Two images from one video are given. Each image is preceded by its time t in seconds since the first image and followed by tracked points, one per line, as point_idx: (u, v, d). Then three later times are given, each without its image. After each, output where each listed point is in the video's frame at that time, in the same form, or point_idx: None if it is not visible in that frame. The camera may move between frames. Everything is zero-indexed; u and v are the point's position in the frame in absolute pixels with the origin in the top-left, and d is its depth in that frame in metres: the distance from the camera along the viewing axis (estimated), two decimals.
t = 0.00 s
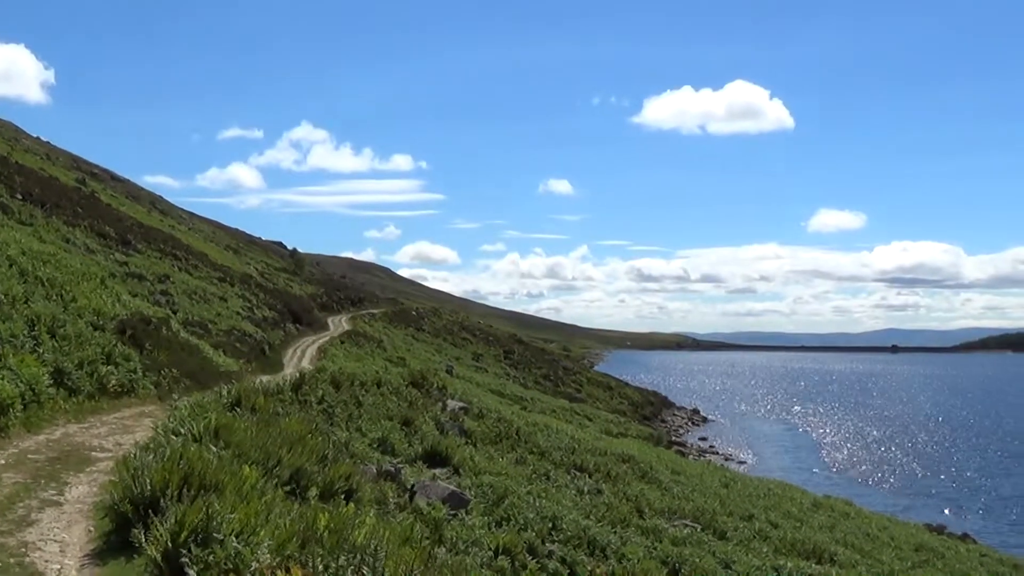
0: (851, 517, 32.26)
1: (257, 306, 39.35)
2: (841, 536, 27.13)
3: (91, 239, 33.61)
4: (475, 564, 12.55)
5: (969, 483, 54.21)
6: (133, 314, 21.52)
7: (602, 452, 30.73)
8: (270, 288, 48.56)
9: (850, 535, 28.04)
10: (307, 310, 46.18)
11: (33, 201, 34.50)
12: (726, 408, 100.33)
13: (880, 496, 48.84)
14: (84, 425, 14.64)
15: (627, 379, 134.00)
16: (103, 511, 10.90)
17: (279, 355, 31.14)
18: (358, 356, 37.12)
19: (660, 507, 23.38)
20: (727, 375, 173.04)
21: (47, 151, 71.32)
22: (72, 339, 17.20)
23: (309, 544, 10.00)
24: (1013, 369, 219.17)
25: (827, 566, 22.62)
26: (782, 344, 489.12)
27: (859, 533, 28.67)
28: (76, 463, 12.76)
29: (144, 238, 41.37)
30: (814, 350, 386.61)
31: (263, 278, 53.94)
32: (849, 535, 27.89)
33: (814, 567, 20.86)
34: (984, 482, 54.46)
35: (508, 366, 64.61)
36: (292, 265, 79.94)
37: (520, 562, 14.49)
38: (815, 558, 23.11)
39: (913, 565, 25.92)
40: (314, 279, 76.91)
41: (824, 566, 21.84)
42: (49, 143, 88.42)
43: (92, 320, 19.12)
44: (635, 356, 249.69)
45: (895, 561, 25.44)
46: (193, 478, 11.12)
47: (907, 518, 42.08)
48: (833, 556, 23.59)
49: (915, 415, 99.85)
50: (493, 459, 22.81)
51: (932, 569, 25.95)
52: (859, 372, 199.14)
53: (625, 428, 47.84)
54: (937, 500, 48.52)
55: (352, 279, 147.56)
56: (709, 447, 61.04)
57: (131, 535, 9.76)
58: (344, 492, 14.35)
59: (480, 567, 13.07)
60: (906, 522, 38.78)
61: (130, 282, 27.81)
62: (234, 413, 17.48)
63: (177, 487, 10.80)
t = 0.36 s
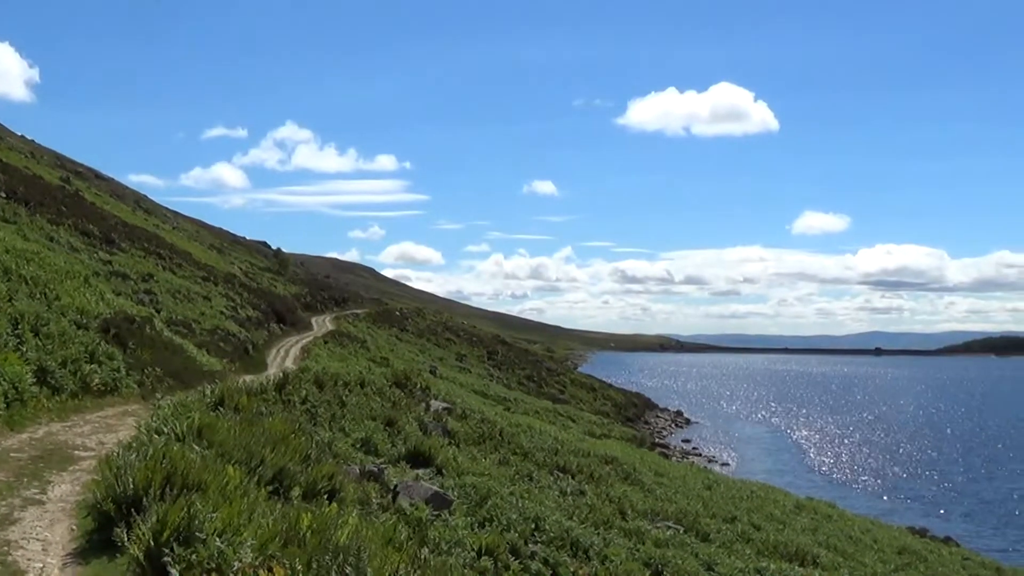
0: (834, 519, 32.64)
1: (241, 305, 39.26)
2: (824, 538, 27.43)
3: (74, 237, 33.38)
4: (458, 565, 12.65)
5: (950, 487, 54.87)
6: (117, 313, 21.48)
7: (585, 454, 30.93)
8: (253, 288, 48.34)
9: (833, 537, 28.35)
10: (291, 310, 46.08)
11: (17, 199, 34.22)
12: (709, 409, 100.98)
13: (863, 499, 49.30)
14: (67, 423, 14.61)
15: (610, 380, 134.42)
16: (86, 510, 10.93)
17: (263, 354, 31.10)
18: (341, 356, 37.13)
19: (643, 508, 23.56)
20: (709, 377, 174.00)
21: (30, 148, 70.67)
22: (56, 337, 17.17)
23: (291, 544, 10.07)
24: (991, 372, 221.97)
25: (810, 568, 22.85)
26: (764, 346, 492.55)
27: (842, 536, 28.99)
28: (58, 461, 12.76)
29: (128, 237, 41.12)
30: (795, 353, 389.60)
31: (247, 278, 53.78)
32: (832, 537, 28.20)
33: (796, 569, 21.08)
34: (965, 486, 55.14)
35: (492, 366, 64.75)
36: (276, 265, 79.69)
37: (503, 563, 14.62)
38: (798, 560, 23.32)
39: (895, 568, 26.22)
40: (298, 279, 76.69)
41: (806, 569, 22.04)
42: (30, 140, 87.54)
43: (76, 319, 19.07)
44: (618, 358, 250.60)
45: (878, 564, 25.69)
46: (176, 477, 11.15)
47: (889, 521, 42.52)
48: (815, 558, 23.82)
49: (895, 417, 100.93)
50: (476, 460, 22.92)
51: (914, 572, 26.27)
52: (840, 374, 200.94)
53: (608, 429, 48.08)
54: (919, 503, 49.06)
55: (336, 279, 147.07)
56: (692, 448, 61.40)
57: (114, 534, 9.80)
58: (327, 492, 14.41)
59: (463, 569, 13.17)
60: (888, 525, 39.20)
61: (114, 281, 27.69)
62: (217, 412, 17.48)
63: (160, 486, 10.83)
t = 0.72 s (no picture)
0: (822, 518, 32.89)
1: (229, 306, 39.16)
2: (812, 537, 27.66)
3: (61, 238, 33.20)
4: (446, 565, 12.72)
5: (937, 485, 55.35)
6: (104, 313, 21.42)
7: (573, 453, 31.06)
8: (241, 288, 48.20)
9: (821, 535, 28.59)
10: (279, 310, 46.01)
11: (4, 200, 34.04)
12: (697, 409, 101.43)
13: (851, 498, 49.65)
14: (55, 424, 14.59)
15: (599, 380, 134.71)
16: (74, 511, 10.95)
17: (250, 355, 31.04)
18: (329, 356, 37.12)
19: (632, 508, 23.71)
20: (697, 377, 174.69)
21: (14, 148, 70.14)
22: (43, 338, 17.14)
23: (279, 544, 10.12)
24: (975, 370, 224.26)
25: (798, 566, 23.03)
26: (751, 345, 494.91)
27: (830, 534, 29.24)
28: (46, 462, 12.75)
29: (115, 238, 40.92)
30: (782, 352, 391.67)
31: (235, 279, 53.63)
32: (820, 536, 28.43)
33: (784, 568, 21.25)
34: (951, 484, 55.64)
35: (480, 367, 64.82)
36: (263, 265, 79.49)
37: (492, 563, 14.72)
38: (786, 559, 23.50)
39: (883, 566, 26.46)
40: (285, 279, 76.51)
41: (793, 567, 22.22)
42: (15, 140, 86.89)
43: (63, 320, 19.01)
44: (607, 358, 251.15)
45: (866, 562, 25.89)
46: (164, 478, 11.17)
47: (877, 519, 42.85)
48: (804, 556, 23.99)
49: (882, 415, 101.73)
50: (464, 460, 23.00)
51: (902, 570, 26.52)
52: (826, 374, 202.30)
53: (597, 428, 48.28)
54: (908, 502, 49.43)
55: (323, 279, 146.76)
56: (680, 447, 61.68)
57: (102, 536, 9.83)
58: (316, 492, 14.46)
59: (451, 568, 13.25)
60: (877, 523, 39.51)
61: (102, 282, 27.58)
62: (205, 413, 17.47)
63: (148, 487, 10.86)
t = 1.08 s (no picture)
0: (812, 515, 33.14)
1: (217, 306, 39.07)
2: (801, 534, 27.87)
3: (50, 239, 33.06)
4: (436, 564, 12.78)
5: (925, 482, 55.79)
6: (93, 314, 21.35)
7: (563, 452, 31.16)
8: (229, 288, 48.04)
9: (811, 532, 28.80)
10: (268, 310, 45.92)
11: None
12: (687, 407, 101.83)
13: (842, 495, 49.92)
14: (43, 426, 14.57)
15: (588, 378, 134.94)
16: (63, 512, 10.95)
17: (239, 355, 31.00)
18: (319, 356, 37.09)
19: (622, 506, 23.83)
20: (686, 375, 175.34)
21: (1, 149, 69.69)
22: (31, 339, 17.11)
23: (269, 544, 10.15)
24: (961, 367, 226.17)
25: (788, 563, 23.18)
26: (740, 343, 496.87)
27: (819, 531, 29.45)
28: (34, 464, 12.74)
29: (103, 239, 40.73)
30: (770, 349, 393.45)
31: (223, 279, 53.48)
32: (810, 533, 28.64)
33: (774, 565, 21.40)
34: (939, 480, 56.09)
35: (470, 365, 64.87)
36: (252, 265, 79.25)
37: (482, 561, 14.79)
38: (776, 556, 23.62)
39: (873, 562, 26.67)
40: (274, 279, 76.33)
41: (783, 564, 22.37)
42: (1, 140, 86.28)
43: (51, 321, 18.97)
44: (596, 356, 251.57)
45: (856, 559, 26.06)
46: (153, 479, 11.18)
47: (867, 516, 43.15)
48: (793, 553, 24.13)
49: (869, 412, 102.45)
50: (454, 459, 23.06)
51: (892, 566, 26.71)
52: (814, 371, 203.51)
53: (587, 427, 48.43)
54: (898, 499, 49.75)
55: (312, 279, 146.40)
56: (670, 446, 61.95)
57: (91, 537, 9.83)
58: (305, 492, 14.49)
59: (441, 567, 13.31)
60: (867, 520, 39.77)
61: (90, 282, 27.49)
62: (194, 413, 17.47)
63: (137, 488, 10.88)
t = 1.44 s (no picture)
0: (798, 515, 33.41)
1: (205, 306, 38.97)
2: (788, 534, 28.10)
3: (37, 239, 32.93)
4: (422, 565, 12.87)
5: (911, 482, 56.30)
6: (80, 314, 21.32)
7: (550, 452, 31.28)
8: (216, 288, 47.92)
9: (797, 533, 29.03)
10: (255, 310, 45.81)
11: None
12: (674, 407, 102.24)
13: (828, 495, 50.31)
14: (30, 426, 14.56)
15: (575, 379, 135.26)
16: (48, 513, 10.96)
17: (226, 356, 30.95)
18: (305, 356, 37.09)
19: (609, 507, 23.99)
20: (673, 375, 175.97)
21: None
22: (17, 340, 17.09)
23: (257, 543, 10.20)
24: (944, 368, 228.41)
25: (775, 563, 23.35)
26: (726, 344, 499.15)
27: (806, 532, 29.69)
28: (20, 465, 12.72)
29: (90, 239, 40.52)
30: (756, 350, 395.51)
31: (211, 279, 53.31)
32: (797, 533, 28.89)
33: (760, 565, 21.59)
34: (924, 481, 56.64)
35: (457, 366, 64.91)
36: (238, 265, 79.01)
37: (469, 562, 14.87)
38: (763, 556, 23.81)
39: (859, 562, 26.92)
40: (261, 279, 76.11)
41: (769, 564, 22.55)
42: None
43: (38, 321, 18.95)
44: (583, 357, 252.02)
45: (843, 560, 26.27)
46: (140, 479, 11.20)
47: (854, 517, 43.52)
48: (780, 554, 24.31)
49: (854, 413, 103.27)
50: (441, 460, 23.13)
51: (878, 566, 26.99)
52: (800, 372, 204.77)
53: (574, 428, 48.61)
54: (884, 500, 50.18)
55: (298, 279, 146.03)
56: (657, 446, 62.25)
57: (77, 538, 9.86)
58: (292, 493, 14.53)
59: (428, 568, 13.39)
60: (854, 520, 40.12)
61: (77, 283, 27.41)
62: (181, 414, 17.47)
63: (124, 488, 10.90)
